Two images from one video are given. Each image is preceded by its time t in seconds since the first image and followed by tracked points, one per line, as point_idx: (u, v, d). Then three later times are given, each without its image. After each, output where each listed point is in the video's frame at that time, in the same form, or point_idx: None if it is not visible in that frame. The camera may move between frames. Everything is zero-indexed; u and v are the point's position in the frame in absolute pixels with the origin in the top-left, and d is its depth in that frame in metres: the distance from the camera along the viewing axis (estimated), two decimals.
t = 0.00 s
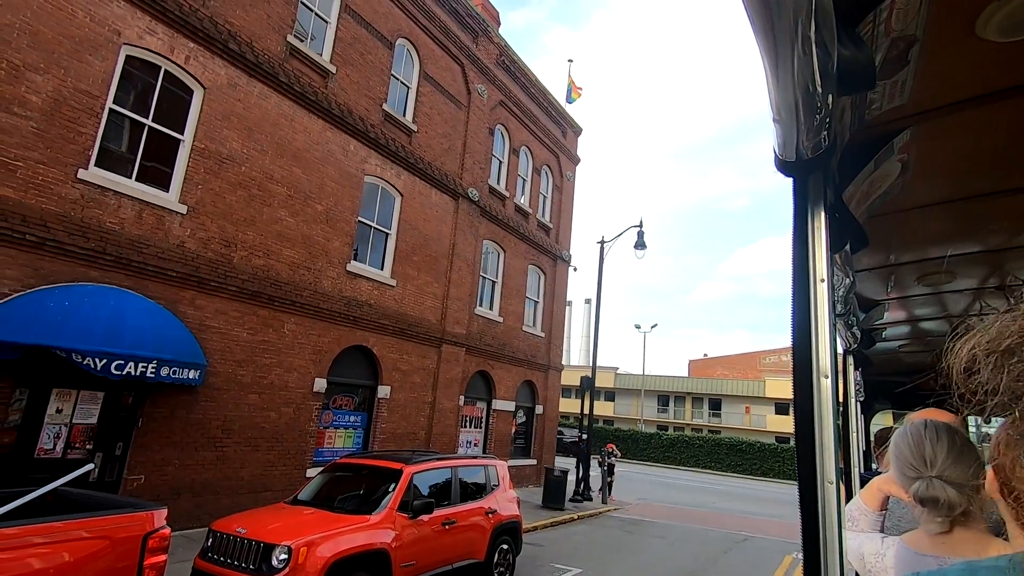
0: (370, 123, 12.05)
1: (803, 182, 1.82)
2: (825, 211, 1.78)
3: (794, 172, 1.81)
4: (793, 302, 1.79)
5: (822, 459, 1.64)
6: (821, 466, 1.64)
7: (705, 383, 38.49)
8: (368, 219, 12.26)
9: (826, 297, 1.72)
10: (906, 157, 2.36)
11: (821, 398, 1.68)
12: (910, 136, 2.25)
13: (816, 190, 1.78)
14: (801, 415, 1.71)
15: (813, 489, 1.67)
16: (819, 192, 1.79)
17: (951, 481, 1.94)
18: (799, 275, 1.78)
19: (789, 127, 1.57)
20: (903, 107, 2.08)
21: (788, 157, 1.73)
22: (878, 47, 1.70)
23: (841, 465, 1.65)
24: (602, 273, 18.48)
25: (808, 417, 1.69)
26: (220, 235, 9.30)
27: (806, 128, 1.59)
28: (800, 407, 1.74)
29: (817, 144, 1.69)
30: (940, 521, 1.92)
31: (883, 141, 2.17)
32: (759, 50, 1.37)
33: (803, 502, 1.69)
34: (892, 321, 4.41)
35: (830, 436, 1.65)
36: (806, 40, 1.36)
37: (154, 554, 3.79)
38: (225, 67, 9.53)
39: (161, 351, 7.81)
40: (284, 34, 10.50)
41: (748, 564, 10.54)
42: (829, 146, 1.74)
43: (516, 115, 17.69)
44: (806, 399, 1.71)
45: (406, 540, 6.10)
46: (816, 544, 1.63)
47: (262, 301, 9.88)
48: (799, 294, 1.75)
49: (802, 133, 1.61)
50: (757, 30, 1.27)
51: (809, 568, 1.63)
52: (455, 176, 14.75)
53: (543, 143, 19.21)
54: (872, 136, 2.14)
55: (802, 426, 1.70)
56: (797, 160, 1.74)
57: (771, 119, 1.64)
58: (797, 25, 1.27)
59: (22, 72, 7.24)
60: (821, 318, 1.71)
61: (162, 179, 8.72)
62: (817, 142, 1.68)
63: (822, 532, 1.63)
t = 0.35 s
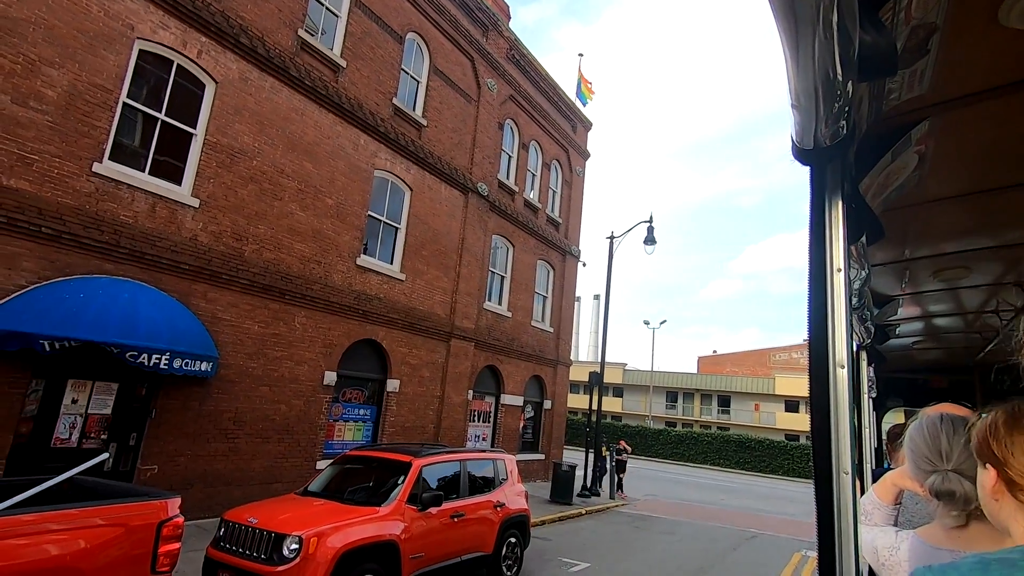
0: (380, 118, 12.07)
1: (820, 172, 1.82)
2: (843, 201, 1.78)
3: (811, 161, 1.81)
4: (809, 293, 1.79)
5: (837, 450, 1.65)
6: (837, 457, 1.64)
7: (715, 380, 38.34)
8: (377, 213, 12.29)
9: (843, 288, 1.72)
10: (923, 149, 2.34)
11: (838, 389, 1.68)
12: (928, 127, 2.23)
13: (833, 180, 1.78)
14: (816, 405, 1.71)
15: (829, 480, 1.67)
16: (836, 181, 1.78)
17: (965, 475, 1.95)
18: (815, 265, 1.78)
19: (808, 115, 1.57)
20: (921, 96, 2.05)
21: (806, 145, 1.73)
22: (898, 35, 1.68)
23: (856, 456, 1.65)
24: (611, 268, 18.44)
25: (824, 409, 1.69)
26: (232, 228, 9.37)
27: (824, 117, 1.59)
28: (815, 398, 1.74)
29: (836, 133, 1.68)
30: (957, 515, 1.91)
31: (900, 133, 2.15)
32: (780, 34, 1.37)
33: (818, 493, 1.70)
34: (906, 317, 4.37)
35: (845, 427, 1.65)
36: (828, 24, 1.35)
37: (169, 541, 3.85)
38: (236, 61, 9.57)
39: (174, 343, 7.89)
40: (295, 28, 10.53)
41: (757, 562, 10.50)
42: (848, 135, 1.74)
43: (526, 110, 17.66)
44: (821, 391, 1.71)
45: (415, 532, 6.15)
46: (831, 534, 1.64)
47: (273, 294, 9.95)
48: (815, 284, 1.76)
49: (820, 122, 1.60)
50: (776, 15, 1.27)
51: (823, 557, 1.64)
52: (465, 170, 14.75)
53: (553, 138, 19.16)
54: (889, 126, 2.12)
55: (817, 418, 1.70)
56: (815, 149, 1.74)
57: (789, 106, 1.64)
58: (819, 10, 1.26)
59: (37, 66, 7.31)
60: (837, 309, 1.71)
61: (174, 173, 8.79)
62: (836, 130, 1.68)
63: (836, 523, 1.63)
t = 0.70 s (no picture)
0: (388, 109, 12.06)
1: (833, 161, 1.81)
2: (856, 191, 1.77)
3: (824, 151, 1.81)
4: (820, 283, 1.79)
5: (847, 442, 1.65)
6: (846, 448, 1.65)
7: (721, 374, 38.27)
8: (385, 204, 12.31)
9: (854, 278, 1.72)
10: (937, 141, 2.31)
11: (847, 380, 1.68)
12: (943, 117, 2.19)
13: (846, 169, 1.78)
14: (825, 395, 1.72)
15: (837, 471, 1.67)
16: (849, 171, 1.78)
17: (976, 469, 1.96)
18: (827, 256, 1.78)
19: (822, 102, 1.57)
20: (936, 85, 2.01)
21: (819, 134, 1.73)
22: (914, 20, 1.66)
23: (866, 448, 1.65)
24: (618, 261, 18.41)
25: (833, 399, 1.70)
26: (240, 218, 9.42)
27: (838, 105, 1.58)
28: (825, 389, 1.75)
29: (849, 123, 1.68)
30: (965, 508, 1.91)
31: (914, 124, 2.13)
32: (796, 19, 1.37)
33: (826, 484, 1.70)
34: (916, 312, 4.34)
35: (855, 419, 1.66)
36: (846, 8, 1.34)
37: (179, 526, 3.90)
38: (245, 51, 9.58)
39: (183, 332, 7.95)
40: (304, 18, 10.52)
41: (762, 556, 10.52)
42: (863, 123, 1.73)
43: (534, 101, 17.59)
44: (831, 380, 1.72)
45: (421, 521, 6.20)
46: (840, 524, 1.64)
47: (281, 284, 10.00)
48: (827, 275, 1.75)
49: (834, 109, 1.60)
50: None
51: (831, 550, 1.65)
52: (472, 162, 14.73)
53: (561, 130, 19.09)
54: (903, 116, 2.10)
55: (827, 408, 1.71)
56: (828, 137, 1.74)
57: (803, 92, 1.64)
58: None
59: (48, 55, 7.35)
60: (850, 298, 1.71)
61: (183, 163, 8.83)
62: (849, 119, 1.67)
63: (844, 512, 1.64)
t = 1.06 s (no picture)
0: (394, 102, 12.06)
1: (845, 155, 1.81)
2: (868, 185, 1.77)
3: (836, 145, 1.81)
4: (830, 278, 1.79)
5: (856, 438, 1.65)
6: (855, 444, 1.64)
7: (727, 369, 38.19)
8: (391, 198, 12.32)
9: (865, 274, 1.71)
10: (950, 135, 2.28)
11: (857, 376, 1.68)
12: (955, 112, 2.16)
13: (857, 164, 1.77)
14: (835, 391, 1.72)
15: (846, 467, 1.67)
16: (860, 166, 1.77)
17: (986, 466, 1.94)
18: (838, 251, 1.77)
19: (834, 95, 1.57)
20: (950, 79, 1.99)
21: (830, 127, 1.72)
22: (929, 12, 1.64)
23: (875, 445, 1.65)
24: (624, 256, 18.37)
25: (843, 396, 1.70)
26: (247, 212, 9.45)
27: (850, 98, 1.58)
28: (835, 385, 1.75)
29: (862, 117, 1.68)
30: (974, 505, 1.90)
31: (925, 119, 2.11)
32: (809, 11, 1.37)
33: (835, 480, 1.70)
34: (925, 308, 4.31)
35: (865, 416, 1.65)
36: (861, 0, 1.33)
37: (187, 517, 3.94)
38: (252, 45, 9.60)
39: (192, 324, 8.00)
40: (310, 12, 10.51)
41: (767, 551, 10.52)
42: (876, 116, 1.72)
43: (540, 95, 17.53)
44: (841, 376, 1.71)
45: (427, 514, 6.23)
46: (848, 519, 1.65)
47: (288, 278, 10.04)
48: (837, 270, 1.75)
49: (846, 102, 1.60)
50: None
51: (839, 546, 1.65)
52: (479, 155, 14.71)
53: (567, 123, 19.02)
54: (916, 109, 2.07)
55: (836, 404, 1.71)
56: (840, 131, 1.74)
57: (816, 84, 1.63)
58: None
59: (57, 49, 7.38)
60: (860, 294, 1.70)
61: (191, 156, 8.87)
62: (862, 112, 1.67)
63: (852, 507, 1.64)
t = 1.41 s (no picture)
0: (400, 98, 12.05)
1: (854, 149, 1.81)
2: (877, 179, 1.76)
3: (845, 139, 1.80)
4: (838, 273, 1.78)
5: (863, 435, 1.65)
6: (862, 440, 1.64)
7: (732, 366, 38.08)
8: (397, 194, 12.33)
9: (874, 269, 1.70)
10: (960, 129, 2.27)
11: (865, 372, 1.67)
12: (966, 106, 2.14)
13: (866, 158, 1.77)
14: (843, 386, 1.71)
15: (853, 462, 1.67)
16: (869, 160, 1.77)
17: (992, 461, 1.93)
18: (846, 246, 1.77)
19: (844, 89, 1.56)
20: (961, 73, 1.97)
21: (840, 120, 1.72)
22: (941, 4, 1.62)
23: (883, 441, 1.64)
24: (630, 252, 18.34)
25: (850, 392, 1.69)
26: (253, 208, 9.49)
27: (860, 92, 1.57)
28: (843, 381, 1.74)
29: (871, 111, 1.67)
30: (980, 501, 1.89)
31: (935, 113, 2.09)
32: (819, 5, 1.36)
33: (843, 475, 1.70)
34: (933, 305, 4.29)
35: (872, 412, 1.65)
36: None
37: (195, 511, 3.97)
38: (258, 41, 9.62)
39: (199, 320, 8.05)
40: (316, 7, 10.51)
41: (773, 548, 10.52)
42: (886, 110, 1.71)
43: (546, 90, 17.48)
44: (849, 372, 1.71)
45: (432, 509, 6.26)
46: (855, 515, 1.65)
47: (293, 274, 10.08)
48: (846, 266, 1.74)
49: (855, 96, 1.59)
50: None
51: (845, 541, 1.65)
52: (484, 152, 14.70)
53: (573, 119, 18.97)
54: (926, 102, 2.06)
55: (843, 400, 1.71)
56: (849, 125, 1.73)
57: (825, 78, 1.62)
58: None
59: (65, 45, 7.42)
60: (869, 289, 1.70)
61: (198, 152, 8.90)
62: (872, 106, 1.66)
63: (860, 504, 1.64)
